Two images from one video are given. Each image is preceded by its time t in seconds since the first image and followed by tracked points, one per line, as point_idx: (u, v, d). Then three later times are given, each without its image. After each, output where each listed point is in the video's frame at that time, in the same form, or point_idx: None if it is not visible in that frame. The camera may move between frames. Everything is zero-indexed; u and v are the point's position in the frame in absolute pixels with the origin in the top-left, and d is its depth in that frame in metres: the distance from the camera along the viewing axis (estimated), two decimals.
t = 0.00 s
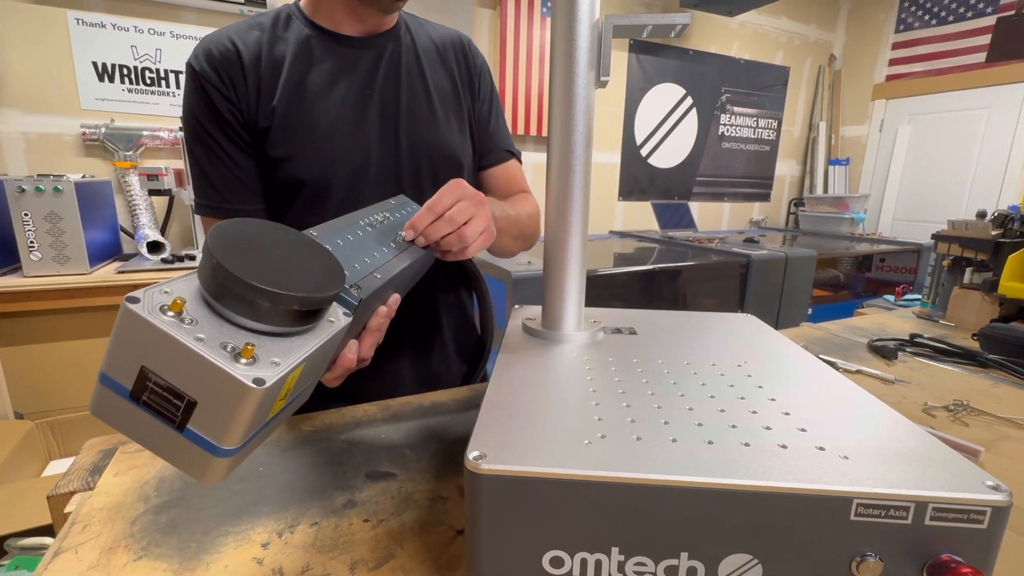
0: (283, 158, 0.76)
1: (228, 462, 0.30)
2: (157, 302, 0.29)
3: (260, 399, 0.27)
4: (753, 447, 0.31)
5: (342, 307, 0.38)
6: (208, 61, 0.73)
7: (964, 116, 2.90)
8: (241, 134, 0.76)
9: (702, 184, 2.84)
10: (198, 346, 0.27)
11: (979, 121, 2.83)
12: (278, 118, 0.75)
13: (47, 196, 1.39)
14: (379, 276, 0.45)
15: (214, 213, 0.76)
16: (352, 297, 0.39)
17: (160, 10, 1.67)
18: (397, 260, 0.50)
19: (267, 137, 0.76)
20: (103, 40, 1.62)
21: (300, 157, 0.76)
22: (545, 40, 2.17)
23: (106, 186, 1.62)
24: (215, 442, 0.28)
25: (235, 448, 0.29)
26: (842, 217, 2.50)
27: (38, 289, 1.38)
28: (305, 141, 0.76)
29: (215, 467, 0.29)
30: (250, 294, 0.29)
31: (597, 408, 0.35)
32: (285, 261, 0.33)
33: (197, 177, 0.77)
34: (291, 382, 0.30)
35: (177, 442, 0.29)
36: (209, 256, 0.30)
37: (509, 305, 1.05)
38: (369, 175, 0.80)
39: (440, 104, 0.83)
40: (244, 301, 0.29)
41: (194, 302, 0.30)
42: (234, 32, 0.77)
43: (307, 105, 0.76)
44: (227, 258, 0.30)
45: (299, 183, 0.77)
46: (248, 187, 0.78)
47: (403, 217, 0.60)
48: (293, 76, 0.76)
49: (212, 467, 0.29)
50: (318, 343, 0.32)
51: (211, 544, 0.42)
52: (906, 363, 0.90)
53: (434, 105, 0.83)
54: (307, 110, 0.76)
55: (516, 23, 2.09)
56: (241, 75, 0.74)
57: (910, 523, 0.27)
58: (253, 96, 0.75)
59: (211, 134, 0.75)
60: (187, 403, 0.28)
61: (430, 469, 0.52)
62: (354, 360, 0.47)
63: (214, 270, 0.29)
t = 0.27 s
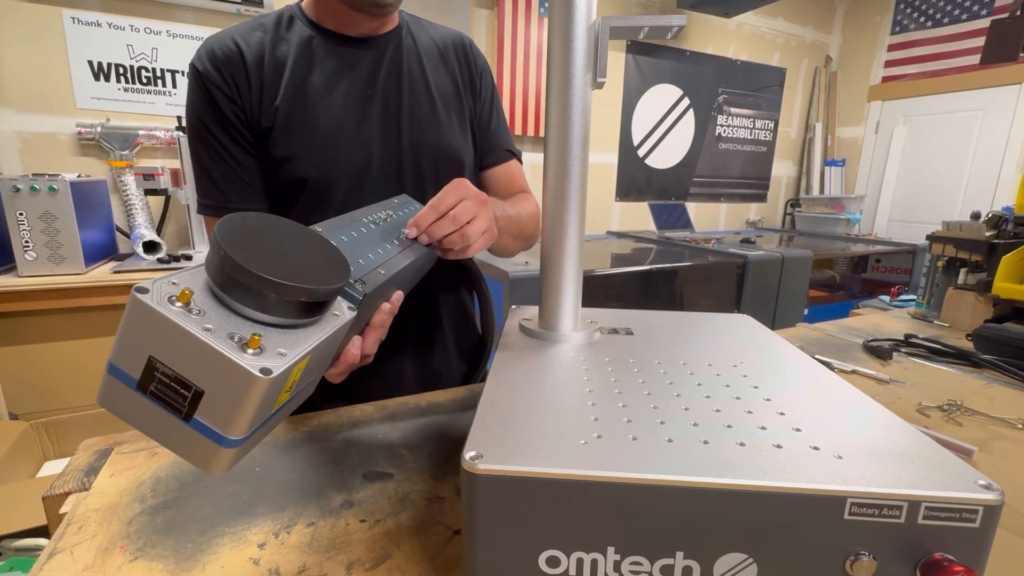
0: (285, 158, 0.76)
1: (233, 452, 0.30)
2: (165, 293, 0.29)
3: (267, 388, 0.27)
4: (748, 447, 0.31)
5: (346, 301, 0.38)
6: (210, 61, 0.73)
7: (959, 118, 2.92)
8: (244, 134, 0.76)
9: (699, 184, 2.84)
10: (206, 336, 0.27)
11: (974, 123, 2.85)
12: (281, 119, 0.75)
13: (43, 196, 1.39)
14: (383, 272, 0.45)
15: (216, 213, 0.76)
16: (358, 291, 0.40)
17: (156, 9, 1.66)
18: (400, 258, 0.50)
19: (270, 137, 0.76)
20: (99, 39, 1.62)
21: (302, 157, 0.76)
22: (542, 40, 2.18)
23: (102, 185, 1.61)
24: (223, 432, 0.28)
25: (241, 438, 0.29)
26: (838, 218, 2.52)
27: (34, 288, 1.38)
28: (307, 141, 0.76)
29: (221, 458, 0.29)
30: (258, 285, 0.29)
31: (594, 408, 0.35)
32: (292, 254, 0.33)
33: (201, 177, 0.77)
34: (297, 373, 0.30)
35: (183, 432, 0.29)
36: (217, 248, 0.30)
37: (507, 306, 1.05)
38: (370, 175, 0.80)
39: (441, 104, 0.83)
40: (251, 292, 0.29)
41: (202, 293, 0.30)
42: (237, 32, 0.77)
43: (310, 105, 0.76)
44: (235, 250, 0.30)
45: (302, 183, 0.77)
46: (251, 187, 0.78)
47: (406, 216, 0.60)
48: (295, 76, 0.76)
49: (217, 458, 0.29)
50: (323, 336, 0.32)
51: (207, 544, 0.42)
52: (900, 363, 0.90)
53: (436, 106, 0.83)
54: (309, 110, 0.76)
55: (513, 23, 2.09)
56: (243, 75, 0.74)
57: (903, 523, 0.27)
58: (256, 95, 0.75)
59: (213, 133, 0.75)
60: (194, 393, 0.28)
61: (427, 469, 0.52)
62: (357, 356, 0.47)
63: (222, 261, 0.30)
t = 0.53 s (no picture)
0: (285, 159, 0.76)
1: (232, 458, 0.29)
2: (166, 300, 0.29)
3: (266, 396, 0.27)
4: (745, 447, 0.31)
5: (346, 307, 0.38)
6: (211, 61, 0.73)
7: (955, 119, 2.93)
8: (245, 135, 0.76)
9: (696, 185, 2.85)
10: (205, 343, 0.27)
11: (969, 124, 2.86)
12: (281, 120, 0.75)
13: (38, 195, 1.38)
14: (383, 277, 0.45)
15: (217, 215, 0.76)
16: (358, 297, 0.40)
17: (153, 8, 1.66)
18: (400, 261, 0.50)
19: (270, 138, 0.76)
20: (95, 38, 1.61)
21: (303, 158, 0.76)
22: (540, 41, 2.18)
23: (98, 185, 1.60)
24: (222, 438, 0.28)
25: (240, 445, 0.29)
26: (834, 218, 2.53)
27: (30, 289, 1.37)
28: (308, 142, 0.76)
29: (221, 464, 0.29)
30: (258, 292, 0.29)
31: (592, 409, 0.35)
32: (291, 260, 0.33)
33: (202, 178, 0.77)
34: (296, 380, 0.30)
35: (183, 438, 0.29)
36: (218, 255, 0.30)
37: (505, 306, 1.06)
38: (370, 176, 0.80)
39: (442, 105, 0.83)
40: (252, 300, 0.30)
41: (203, 300, 0.30)
42: (237, 33, 0.76)
43: (310, 105, 0.76)
44: (235, 257, 0.30)
45: (303, 184, 0.77)
46: (252, 188, 0.78)
47: (407, 218, 0.60)
48: (295, 77, 0.76)
49: (217, 464, 0.29)
50: (323, 342, 0.32)
51: (204, 545, 0.42)
52: (896, 363, 0.91)
53: (437, 107, 0.82)
54: (309, 111, 0.76)
55: (511, 23, 2.09)
56: (243, 76, 0.74)
57: (898, 522, 0.27)
58: (256, 96, 0.75)
59: (214, 135, 0.75)
60: (194, 400, 0.28)
61: (424, 470, 0.52)
62: (357, 359, 0.47)
63: (223, 269, 0.30)
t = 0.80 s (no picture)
0: (281, 160, 0.76)
1: (221, 467, 0.29)
2: (152, 308, 0.29)
3: (253, 404, 0.27)
4: (741, 447, 0.31)
5: (338, 311, 0.38)
6: (205, 62, 0.73)
7: (951, 120, 2.94)
8: (241, 137, 0.76)
9: (693, 185, 2.86)
10: (192, 352, 0.27)
11: (965, 125, 2.88)
12: (276, 120, 0.74)
13: (32, 194, 1.37)
14: (375, 281, 0.45)
15: (213, 216, 0.76)
16: (349, 301, 0.39)
17: (149, 7, 1.65)
18: (394, 264, 0.50)
19: (266, 139, 0.76)
20: (91, 37, 1.60)
21: (299, 159, 0.75)
22: (537, 41, 2.18)
23: (93, 185, 1.59)
24: (210, 447, 0.28)
25: (229, 453, 0.29)
26: (831, 219, 2.53)
27: (22, 289, 1.36)
28: (304, 143, 0.75)
29: (211, 472, 0.29)
30: (245, 299, 0.29)
31: (587, 409, 0.35)
32: (280, 266, 0.32)
33: (198, 180, 0.76)
34: (285, 387, 0.30)
35: (170, 447, 0.29)
36: (204, 263, 0.30)
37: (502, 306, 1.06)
38: (367, 175, 0.79)
39: (438, 105, 0.83)
40: (239, 307, 0.29)
41: (190, 308, 0.30)
42: (232, 34, 0.76)
43: (306, 106, 0.75)
44: (222, 264, 0.30)
45: (299, 185, 0.77)
46: (248, 190, 0.78)
47: (402, 220, 0.60)
48: (290, 77, 0.75)
49: (206, 473, 0.29)
50: (313, 349, 0.32)
51: (198, 547, 0.42)
52: (892, 363, 0.91)
53: (433, 106, 0.82)
54: (305, 112, 0.75)
55: (508, 23, 2.09)
56: (238, 77, 0.74)
57: (893, 522, 0.27)
58: (251, 97, 0.75)
59: (210, 136, 0.74)
60: (180, 409, 0.28)
61: (421, 470, 0.52)
62: (350, 363, 0.47)
63: (209, 276, 0.29)
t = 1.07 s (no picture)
0: (278, 160, 0.76)
1: (214, 473, 0.29)
2: (143, 314, 0.29)
3: (245, 411, 0.27)
4: (736, 447, 0.31)
5: (332, 316, 0.38)
6: (201, 62, 0.73)
7: (947, 122, 2.94)
8: (238, 137, 0.76)
9: (691, 186, 2.86)
10: (184, 359, 0.27)
11: (961, 127, 2.89)
12: (273, 121, 0.74)
13: (29, 194, 1.37)
14: (370, 284, 0.45)
15: (210, 217, 0.76)
16: (343, 306, 0.39)
17: (146, 7, 1.65)
18: (389, 267, 0.50)
19: (263, 140, 0.75)
20: (88, 37, 1.60)
21: (296, 160, 0.75)
22: (535, 41, 2.18)
23: (90, 185, 1.59)
24: (202, 454, 0.28)
25: (221, 459, 0.29)
26: (828, 220, 2.54)
27: (20, 289, 1.35)
28: (301, 143, 0.75)
29: (203, 478, 0.29)
30: (237, 305, 0.29)
31: (584, 409, 0.35)
32: (272, 271, 0.32)
33: (194, 180, 0.76)
34: (278, 393, 0.30)
35: (162, 453, 0.29)
36: (195, 268, 0.29)
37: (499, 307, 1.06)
38: (365, 176, 0.79)
39: (436, 106, 0.83)
40: (231, 313, 0.29)
41: (181, 314, 0.30)
42: (229, 34, 0.76)
43: (303, 107, 0.75)
44: (214, 269, 0.30)
45: (296, 186, 0.76)
46: (244, 190, 0.78)
47: (398, 222, 0.60)
48: (287, 77, 0.75)
49: (198, 479, 0.29)
50: (305, 355, 0.32)
51: (194, 548, 0.42)
52: (888, 363, 0.91)
53: (431, 107, 0.82)
54: (302, 113, 0.75)
55: (506, 23, 2.09)
56: (235, 77, 0.74)
57: (888, 522, 0.27)
58: (248, 97, 0.75)
59: (206, 136, 0.74)
60: (172, 415, 0.27)
61: (418, 471, 0.52)
62: (346, 366, 0.46)
63: (201, 282, 0.29)
